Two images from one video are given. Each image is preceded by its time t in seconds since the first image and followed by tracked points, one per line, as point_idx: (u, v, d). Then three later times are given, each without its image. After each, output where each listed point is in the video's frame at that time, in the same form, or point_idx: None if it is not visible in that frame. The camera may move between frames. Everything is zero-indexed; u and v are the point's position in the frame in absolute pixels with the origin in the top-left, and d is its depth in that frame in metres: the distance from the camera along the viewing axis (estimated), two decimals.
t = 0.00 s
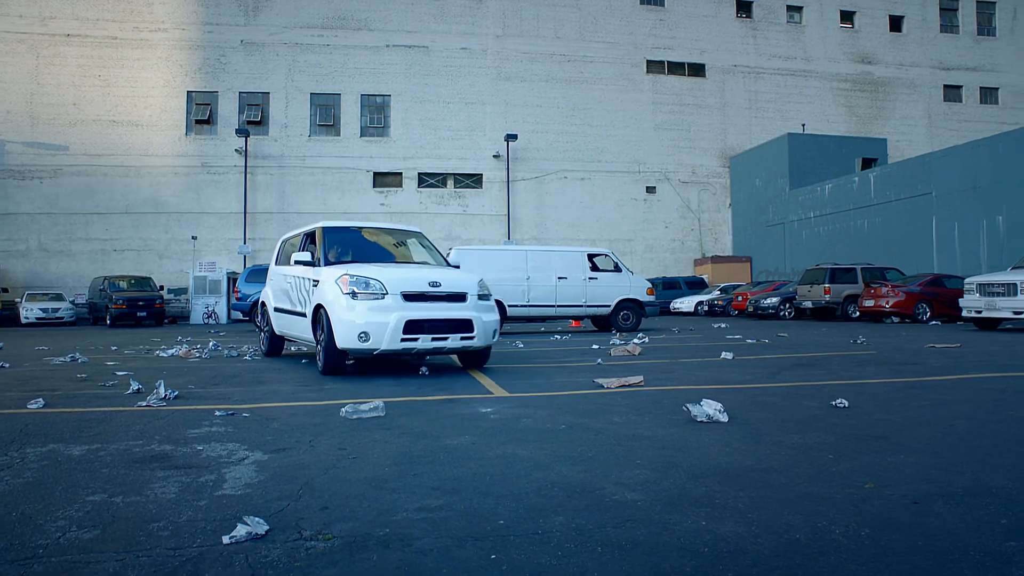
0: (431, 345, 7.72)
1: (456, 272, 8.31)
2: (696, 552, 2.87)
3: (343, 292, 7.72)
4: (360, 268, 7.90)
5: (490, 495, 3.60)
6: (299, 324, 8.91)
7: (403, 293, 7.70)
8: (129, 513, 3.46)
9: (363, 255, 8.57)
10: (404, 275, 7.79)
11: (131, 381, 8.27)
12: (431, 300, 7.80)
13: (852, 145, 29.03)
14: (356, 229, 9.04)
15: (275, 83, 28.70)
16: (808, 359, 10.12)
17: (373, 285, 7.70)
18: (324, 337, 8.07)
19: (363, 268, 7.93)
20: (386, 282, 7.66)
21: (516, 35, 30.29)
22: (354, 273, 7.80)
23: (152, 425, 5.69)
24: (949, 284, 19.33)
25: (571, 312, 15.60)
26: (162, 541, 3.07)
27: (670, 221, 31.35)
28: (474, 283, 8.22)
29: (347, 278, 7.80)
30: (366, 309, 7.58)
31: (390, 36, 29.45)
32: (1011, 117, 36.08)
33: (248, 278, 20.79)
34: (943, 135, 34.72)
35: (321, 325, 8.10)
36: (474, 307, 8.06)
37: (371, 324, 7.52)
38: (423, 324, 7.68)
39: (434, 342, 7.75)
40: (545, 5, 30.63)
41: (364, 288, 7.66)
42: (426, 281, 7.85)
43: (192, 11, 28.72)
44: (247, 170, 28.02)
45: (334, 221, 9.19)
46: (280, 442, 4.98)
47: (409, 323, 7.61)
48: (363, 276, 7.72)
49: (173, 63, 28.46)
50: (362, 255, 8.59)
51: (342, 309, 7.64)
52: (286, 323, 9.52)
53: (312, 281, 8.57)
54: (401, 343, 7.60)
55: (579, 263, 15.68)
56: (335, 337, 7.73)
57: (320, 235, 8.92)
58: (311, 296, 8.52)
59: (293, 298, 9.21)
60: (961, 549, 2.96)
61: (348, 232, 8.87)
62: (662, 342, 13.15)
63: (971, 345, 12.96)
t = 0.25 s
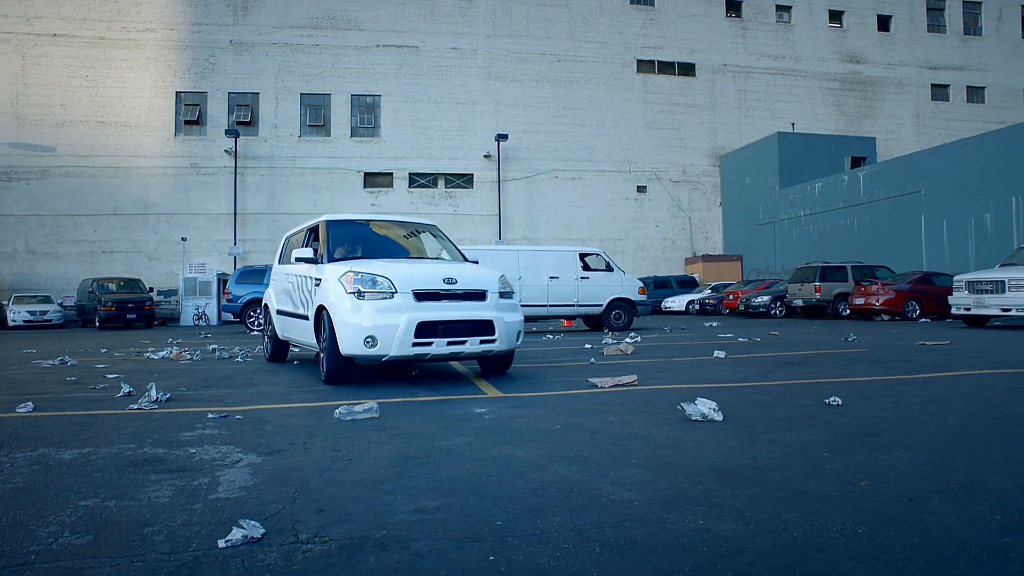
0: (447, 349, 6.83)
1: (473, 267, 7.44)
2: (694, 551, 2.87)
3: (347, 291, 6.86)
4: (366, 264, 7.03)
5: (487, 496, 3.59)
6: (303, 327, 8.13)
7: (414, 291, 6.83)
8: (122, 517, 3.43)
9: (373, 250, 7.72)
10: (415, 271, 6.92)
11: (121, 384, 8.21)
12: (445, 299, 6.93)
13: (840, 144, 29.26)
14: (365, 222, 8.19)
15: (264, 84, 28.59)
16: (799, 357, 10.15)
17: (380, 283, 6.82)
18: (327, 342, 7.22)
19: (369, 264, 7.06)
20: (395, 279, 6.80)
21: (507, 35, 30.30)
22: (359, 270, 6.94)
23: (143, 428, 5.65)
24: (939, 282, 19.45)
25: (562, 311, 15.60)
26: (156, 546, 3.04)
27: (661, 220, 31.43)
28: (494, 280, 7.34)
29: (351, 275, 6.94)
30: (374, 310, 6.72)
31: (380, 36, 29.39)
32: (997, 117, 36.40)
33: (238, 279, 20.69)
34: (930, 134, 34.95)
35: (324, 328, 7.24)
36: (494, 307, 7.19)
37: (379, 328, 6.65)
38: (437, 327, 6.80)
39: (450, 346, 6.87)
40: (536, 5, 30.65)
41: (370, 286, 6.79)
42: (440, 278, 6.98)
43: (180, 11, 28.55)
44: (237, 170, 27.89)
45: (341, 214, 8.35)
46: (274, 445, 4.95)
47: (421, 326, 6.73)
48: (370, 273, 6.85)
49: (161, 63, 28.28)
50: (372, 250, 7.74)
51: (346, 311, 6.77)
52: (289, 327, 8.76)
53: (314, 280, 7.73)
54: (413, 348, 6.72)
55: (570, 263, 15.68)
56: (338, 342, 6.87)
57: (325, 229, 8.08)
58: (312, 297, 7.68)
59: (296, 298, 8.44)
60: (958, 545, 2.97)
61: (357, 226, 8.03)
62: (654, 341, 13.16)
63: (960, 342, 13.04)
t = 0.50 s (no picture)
0: (463, 355, 5.94)
1: (492, 262, 6.57)
2: (691, 550, 2.88)
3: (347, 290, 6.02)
4: (370, 259, 6.20)
5: (484, 497, 3.57)
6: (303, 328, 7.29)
7: (424, 288, 5.96)
8: (115, 521, 3.41)
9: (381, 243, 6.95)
10: (424, 265, 6.06)
11: (111, 386, 8.14)
12: (460, 297, 6.05)
13: (830, 143, 29.35)
14: (369, 213, 7.41)
15: (253, 84, 28.46)
16: (790, 355, 10.20)
17: (384, 279, 5.96)
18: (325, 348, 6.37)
19: (373, 259, 6.22)
20: (401, 275, 5.95)
21: (496, 34, 30.29)
22: (361, 265, 6.10)
23: (134, 432, 5.60)
24: (926, 279, 19.59)
25: (553, 311, 15.60)
26: (150, 550, 3.01)
27: (650, 219, 31.50)
28: (516, 275, 6.47)
29: (352, 271, 6.11)
30: (378, 311, 5.86)
31: (369, 36, 29.31)
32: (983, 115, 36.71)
33: (227, 281, 20.60)
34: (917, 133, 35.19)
35: (323, 332, 6.39)
36: (516, 305, 6.31)
37: (384, 330, 5.79)
38: (450, 328, 5.93)
39: (465, 351, 5.99)
40: (525, 5, 30.67)
41: (374, 283, 5.95)
42: (452, 272, 6.11)
43: (167, 11, 28.37)
44: (225, 171, 27.76)
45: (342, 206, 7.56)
46: (266, 447, 4.91)
47: (432, 327, 5.86)
48: (373, 269, 6.01)
49: (148, 64, 28.11)
50: (380, 243, 6.97)
51: (347, 311, 5.93)
52: (291, 332, 7.92)
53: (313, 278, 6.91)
54: (424, 353, 5.84)
55: (561, 262, 15.69)
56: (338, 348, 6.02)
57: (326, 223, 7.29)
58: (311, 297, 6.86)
59: (295, 300, 7.61)
60: (953, 541, 2.99)
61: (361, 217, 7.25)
62: (646, 339, 13.19)
63: (949, 338, 13.13)
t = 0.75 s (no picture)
0: (477, 364, 5.34)
1: (512, 257, 5.92)
2: (687, 549, 2.88)
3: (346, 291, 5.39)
4: (373, 255, 5.57)
5: (480, 499, 3.56)
6: (300, 334, 6.62)
7: (433, 289, 5.33)
8: (106, 525, 3.37)
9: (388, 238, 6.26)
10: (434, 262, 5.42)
11: (101, 389, 8.09)
12: (475, 299, 5.43)
13: (820, 143, 29.48)
14: (373, 203, 6.70)
15: (242, 83, 28.31)
16: (782, 354, 10.24)
17: (388, 280, 5.34)
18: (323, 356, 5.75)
19: (377, 255, 5.58)
20: (407, 274, 5.32)
21: (487, 34, 30.28)
22: (361, 263, 5.46)
23: (124, 434, 5.56)
24: (915, 278, 19.72)
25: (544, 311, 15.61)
26: (143, 554, 2.99)
27: (641, 218, 31.56)
28: (537, 272, 5.82)
29: (352, 269, 5.48)
30: (382, 315, 5.23)
31: (360, 36, 29.22)
32: (970, 115, 36.97)
33: (217, 281, 20.49)
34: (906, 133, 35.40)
35: (318, 339, 5.78)
36: (538, 306, 5.67)
37: (388, 338, 5.18)
38: (464, 334, 5.31)
39: (481, 358, 5.38)
40: (515, 5, 30.66)
41: (376, 284, 5.33)
42: (466, 270, 5.48)
43: (155, 10, 28.18)
44: (214, 171, 27.62)
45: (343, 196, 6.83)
46: (259, 449, 4.89)
47: (443, 333, 5.25)
48: (375, 267, 5.38)
49: (136, 63, 27.93)
50: (387, 238, 6.28)
51: (346, 317, 5.31)
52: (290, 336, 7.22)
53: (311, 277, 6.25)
54: (433, 363, 5.24)
55: (552, 262, 15.69)
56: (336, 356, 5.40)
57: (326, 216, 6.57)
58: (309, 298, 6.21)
59: (294, 300, 6.93)
60: (947, 538, 3.01)
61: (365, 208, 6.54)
62: (638, 339, 13.21)
63: (939, 337, 13.21)
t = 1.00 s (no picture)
0: (497, 376, 4.54)
1: (536, 250, 5.11)
2: (686, 548, 2.88)
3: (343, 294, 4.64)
4: (374, 250, 4.80)
5: (478, 499, 3.54)
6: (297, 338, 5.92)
7: (444, 288, 4.54)
8: (101, 527, 3.35)
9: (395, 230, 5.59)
10: (445, 256, 4.63)
11: (93, 389, 8.02)
12: (493, 300, 4.63)
13: (812, 143, 29.60)
14: (378, 191, 6.02)
15: (234, 82, 28.20)
16: (776, 353, 10.26)
17: (390, 278, 4.56)
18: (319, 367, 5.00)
19: (378, 249, 4.81)
20: (413, 271, 4.55)
21: (480, 33, 30.27)
22: (360, 260, 4.69)
23: (118, 435, 5.52)
24: (907, 277, 19.82)
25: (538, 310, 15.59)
26: (139, 556, 2.96)
27: (634, 218, 31.59)
28: (564, 268, 5.02)
29: (350, 266, 4.72)
30: (385, 320, 4.47)
31: (352, 35, 29.15)
32: (960, 116, 37.20)
33: (209, 281, 20.39)
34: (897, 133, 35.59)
35: (313, 348, 5.03)
36: (566, 306, 4.86)
37: (391, 346, 4.41)
38: (480, 341, 4.52)
39: (500, 369, 4.58)
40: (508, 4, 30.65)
41: (377, 283, 4.56)
42: (482, 266, 4.68)
43: (146, 8, 28.02)
44: (206, 170, 27.50)
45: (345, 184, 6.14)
46: (254, 450, 4.86)
47: (456, 340, 4.46)
48: (377, 263, 4.62)
49: (127, 61, 27.77)
50: (393, 230, 5.61)
51: (343, 322, 4.55)
52: (289, 339, 6.52)
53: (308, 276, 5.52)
54: (444, 375, 4.45)
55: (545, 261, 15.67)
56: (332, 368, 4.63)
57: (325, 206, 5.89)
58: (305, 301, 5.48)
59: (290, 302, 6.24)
60: (944, 536, 3.02)
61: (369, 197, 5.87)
62: (631, 338, 13.22)
63: (930, 336, 13.27)
